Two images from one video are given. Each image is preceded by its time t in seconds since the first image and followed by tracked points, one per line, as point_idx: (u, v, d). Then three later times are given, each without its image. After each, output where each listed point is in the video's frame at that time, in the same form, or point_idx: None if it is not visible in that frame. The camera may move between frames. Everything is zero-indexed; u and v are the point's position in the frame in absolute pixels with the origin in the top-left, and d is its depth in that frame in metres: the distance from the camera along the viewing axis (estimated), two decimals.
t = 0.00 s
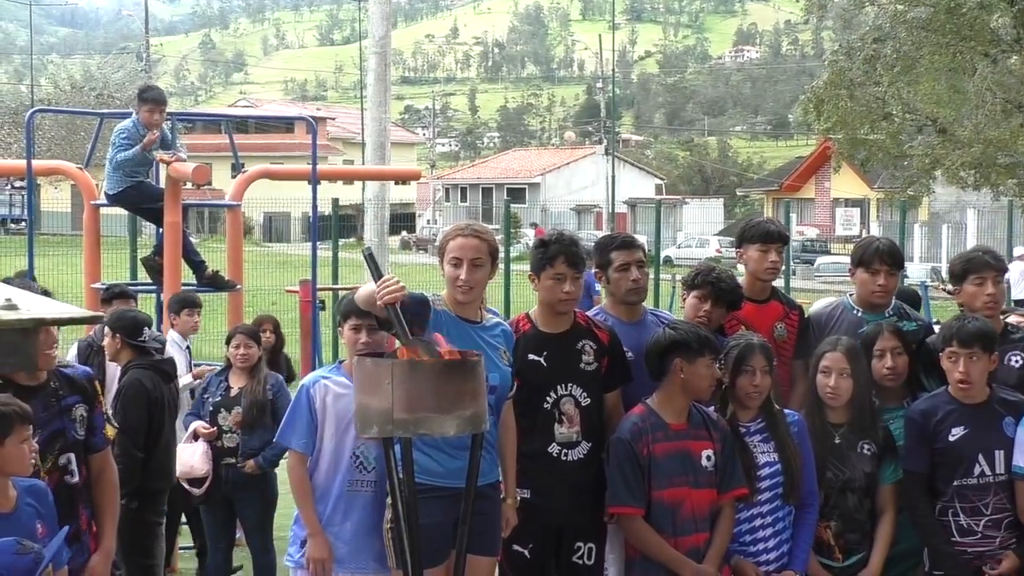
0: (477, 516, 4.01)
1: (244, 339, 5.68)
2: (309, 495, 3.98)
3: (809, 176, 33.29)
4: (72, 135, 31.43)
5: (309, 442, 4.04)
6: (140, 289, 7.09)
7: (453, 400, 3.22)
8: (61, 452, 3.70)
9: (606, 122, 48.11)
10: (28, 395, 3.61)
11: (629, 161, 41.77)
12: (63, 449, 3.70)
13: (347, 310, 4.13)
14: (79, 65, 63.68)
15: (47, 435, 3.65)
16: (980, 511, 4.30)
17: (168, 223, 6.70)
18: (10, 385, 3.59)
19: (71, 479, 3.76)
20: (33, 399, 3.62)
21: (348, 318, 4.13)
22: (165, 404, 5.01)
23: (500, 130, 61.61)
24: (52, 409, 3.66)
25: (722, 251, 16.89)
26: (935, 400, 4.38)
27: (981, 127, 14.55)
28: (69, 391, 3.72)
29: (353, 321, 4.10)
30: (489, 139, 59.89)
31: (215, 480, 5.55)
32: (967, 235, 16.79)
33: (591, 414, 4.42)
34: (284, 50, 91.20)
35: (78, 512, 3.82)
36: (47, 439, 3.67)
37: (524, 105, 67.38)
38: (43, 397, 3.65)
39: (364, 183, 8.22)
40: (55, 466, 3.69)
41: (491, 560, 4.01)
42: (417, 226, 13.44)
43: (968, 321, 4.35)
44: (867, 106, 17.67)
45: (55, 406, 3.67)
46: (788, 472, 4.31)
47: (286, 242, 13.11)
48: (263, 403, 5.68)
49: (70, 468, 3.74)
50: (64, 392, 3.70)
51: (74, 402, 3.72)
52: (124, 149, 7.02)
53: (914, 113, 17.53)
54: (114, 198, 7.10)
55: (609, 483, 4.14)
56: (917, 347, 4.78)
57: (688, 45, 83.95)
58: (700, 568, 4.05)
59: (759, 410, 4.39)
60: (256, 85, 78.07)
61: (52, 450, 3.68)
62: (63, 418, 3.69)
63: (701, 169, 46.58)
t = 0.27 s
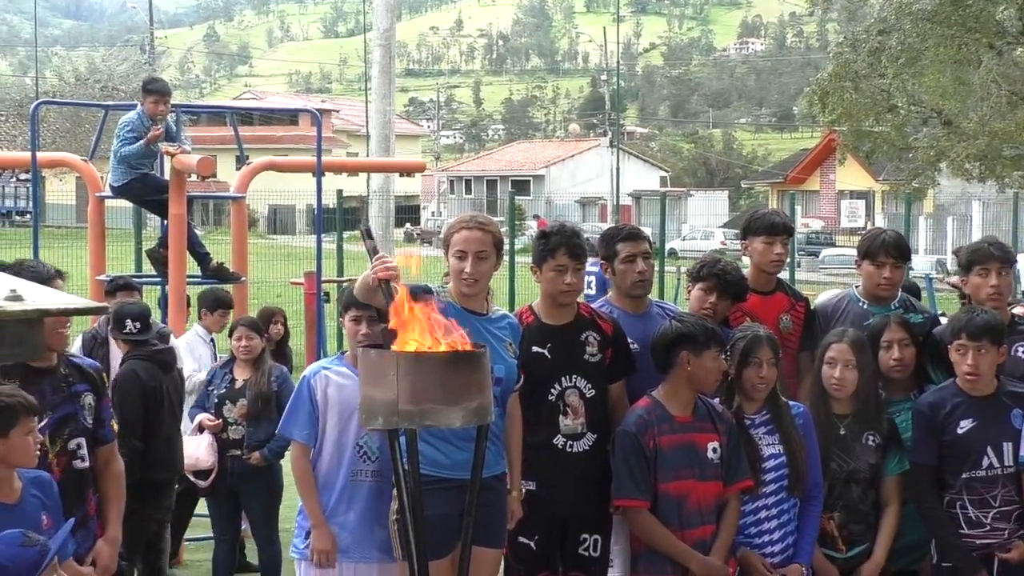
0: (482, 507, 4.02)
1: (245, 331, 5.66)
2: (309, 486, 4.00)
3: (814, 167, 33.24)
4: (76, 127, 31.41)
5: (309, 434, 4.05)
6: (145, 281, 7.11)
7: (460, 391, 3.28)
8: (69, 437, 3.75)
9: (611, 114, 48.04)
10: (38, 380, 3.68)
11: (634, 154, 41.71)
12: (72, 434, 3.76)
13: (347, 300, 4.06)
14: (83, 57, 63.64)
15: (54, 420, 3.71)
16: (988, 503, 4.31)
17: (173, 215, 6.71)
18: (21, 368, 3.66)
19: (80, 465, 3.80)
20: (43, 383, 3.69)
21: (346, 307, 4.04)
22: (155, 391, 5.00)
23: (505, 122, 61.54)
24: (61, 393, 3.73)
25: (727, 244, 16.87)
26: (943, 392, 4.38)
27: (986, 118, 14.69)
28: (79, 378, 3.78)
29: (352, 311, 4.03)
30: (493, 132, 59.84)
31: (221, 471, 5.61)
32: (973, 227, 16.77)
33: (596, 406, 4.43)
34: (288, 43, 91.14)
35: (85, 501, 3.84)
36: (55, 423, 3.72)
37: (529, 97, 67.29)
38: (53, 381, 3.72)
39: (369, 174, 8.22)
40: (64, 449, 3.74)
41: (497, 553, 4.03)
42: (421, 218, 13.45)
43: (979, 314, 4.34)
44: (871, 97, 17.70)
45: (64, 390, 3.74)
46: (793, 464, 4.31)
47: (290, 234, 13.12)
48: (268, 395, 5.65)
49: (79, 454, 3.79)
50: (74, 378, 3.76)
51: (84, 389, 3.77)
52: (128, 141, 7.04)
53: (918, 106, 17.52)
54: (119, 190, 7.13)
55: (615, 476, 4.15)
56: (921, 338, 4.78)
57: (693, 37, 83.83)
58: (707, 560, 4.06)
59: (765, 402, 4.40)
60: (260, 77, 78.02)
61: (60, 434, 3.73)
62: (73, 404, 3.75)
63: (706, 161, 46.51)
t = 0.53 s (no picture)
0: (485, 499, 4.03)
1: (245, 322, 5.67)
2: (293, 477, 4.03)
3: (818, 158, 33.19)
4: (79, 119, 31.42)
5: (293, 426, 4.09)
6: (148, 272, 7.11)
7: (462, 382, 3.28)
8: (77, 423, 3.74)
9: (614, 105, 47.97)
10: (46, 365, 3.68)
11: (637, 145, 41.66)
12: (80, 420, 3.75)
13: (334, 292, 4.07)
14: (86, 48, 63.60)
15: (62, 405, 3.70)
16: (992, 494, 4.30)
17: (175, 207, 6.70)
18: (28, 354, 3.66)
19: (88, 451, 3.79)
20: (52, 367, 3.68)
21: (332, 300, 4.09)
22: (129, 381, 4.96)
23: (508, 114, 61.48)
24: (69, 380, 3.72)
25: (731, 235, 16.86)
26: (948, 383, 4.38)
27: (990, 109, 14.48)
28: (87, 364, 3.78)
29: (339, 304, 4.08)
30: (496, 123, 59.81)
31: (224, 463, 5.62)
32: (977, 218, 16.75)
33: (599, 397, 4.43)
34: (291, 34, 91.10)
35: (92, 489, 3.84)
36: (62, 408, 3.71)
37: (532, 88, 67.23)
38: (61, 367, 3.71)
39: (373, 166, 8.22)
40: (72, 436, 3.73)
41: (501, 544, 4.03)
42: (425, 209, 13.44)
43: (983, 304, 4.33)
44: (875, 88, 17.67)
45: (71, 377, 3.73)
46: (796, 455, 4.32)
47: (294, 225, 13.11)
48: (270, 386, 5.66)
49: (86, 440, 3.78)
50: (82, 365, 3.77)
51: (91, 375, 3.77)
52: (131, 132, 7.03)
53: (922, 96, 17.44)
54: (122, 181, 7.12)
55: (619, 467, 4.15)
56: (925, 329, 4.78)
57: (697, 28, 83.70)
58: (712, 551, 4.07)
59: (768, 392, 4.40)
60: (264, 69, 77.96)
61: (68, 420, 3.72)
62: (81, 390, 3.75)
63: (709, 152, 46.45)
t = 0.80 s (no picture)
0: (487, 496, 4.04)
1: (248, 320, 5.69)
2: (280, 475, 4.04)
3: (820, 155, 33.17)
4: (81, 117, 31.42)
5: (282, 424, 4.09)
6: (149, 270, 7.11)
7: (464, 380, 3.29)
8: (82, 418, 3.73)
9: (616, 102, 47.95)
10: (52, 359, 3.67)
11: (639, 142, 41.64)
12: (85, 414, 3.74)
13: (327, 288, 4.10)
14: (88, 47, 63.59)
15: (66, 400, 3.69)
16: (995, 491, 4.29)
17: (178, 204, 6.70)
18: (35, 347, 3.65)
19: (92, 446, 3.79)
20: (57, 361, 3.68)
21: (325, 295, 4.12)
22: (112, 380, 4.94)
23: (510, 111, 61.45)
24: (75, 374, 3.71)
25: (733, 231, 16.86)
26: (951, 380, 4.37)
27: (992, 105, 14.59)
28: (94, 358, 3.77)
29: (332, 300, 4.10)
30: (499, 120, 59.78)
31: (225, 461, 5.62)
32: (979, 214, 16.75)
33: (600, 394, 4.43)
34: (293, 32, 91.11)
35: (97, 483, 3.83)
36: (68, 402, 3.71)
37: (534, 85, 67.20)
38: (67, 361, 3.70)
39: (375, 162, 8.21)
40: (76, 430, 3.72)
41: (503, 541, 4.03)
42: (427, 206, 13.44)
43: (985, 301, 4.33)
44: (877, 84, 17.65)
45: (78, 371, 3.72)
46: (799, 451, 4.32)
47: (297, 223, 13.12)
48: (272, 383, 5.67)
49: (90, 435, 3.77)
50: (89, 358, 3.76)
51: (98, 369, 3.76)
52: (133, 130, 7.03)
53: (924, 93, 17.33)
54: (124, 179, 7.12)
55: (622, 463, 4.15)
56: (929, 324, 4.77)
57: (699, 24, 83.64)
58: (716, 547, 4.06)
59: (771, 389, 4.40)
60: (266, 67, 77.97)
61: (73, 414, 3.72)
62: (87, 384, 3.74)
63: (711, 149, 46.42)
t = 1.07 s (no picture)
0: (489, 495, 4.04)
1: (249, 319, 5.70)
2: (286, 474, 4.03)
3: (822, 153, 33.13)
4: (83, 116, 31.46)
5: (286, 423, 4.08)
6: (151, 269, 7.11)
7: (465, 378, 3.29)
8: (83, 418, 3.73)
9: (618, 101, 47.91)
10: (53, 359, 3.67)
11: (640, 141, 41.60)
12: (86, 415, 3.74)
13: (325, 286, 4.11)
14: (89, 47, 63.61)
15: (67, 400, 3.69)
16: (997, 489, 4.28)
17: (179, 203, 6.70)
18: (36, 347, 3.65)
19: (93, 446, 3.78)
20: (58, 362, 3.67)
21: (322, 292, 4.12)
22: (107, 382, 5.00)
23: (512, 110, 61.42)
24: (76, 374, 3.71)
25: (735, 230, 16.86)
26: (952, 378, 4.37)
27: (994, 102, 14.49)
28: (95, 359, 3.77)
29: (330, 297, 4.10)
30: (500, 119, 59.78)
31: (226, 460, 5.61)
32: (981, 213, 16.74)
33: (601, 392, 4.43)
34: (294, 31, 91.13)
35: (97, 483, 3.83)
36: (69, 402, 3.71)
37: (535, 84, 67.18)
38: (68, 361, 3.70)
39: (376, 161, 8.21)
40: (77, 431, 3.71)
41: (505, 540, 4.03)
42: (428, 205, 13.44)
43: (987, 300, 4.32)
44: (879, 83, 17.63)
45: (79, 371, 3.72)
46: (802, 450, 4.31)
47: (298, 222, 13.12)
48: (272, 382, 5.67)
49: (91, 435, 3.77)
50: (90, 359, 3.75)
51: (99, 369, 3.76)
52: (134, 130, 7.03)
53: (926, 91, 17.33)
54: (125, 179, 7.12)
55: (623, 461, 4.15)
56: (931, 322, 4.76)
57: (700, 23, 83.59)
58: (717, 546, 4.06)
59: (774, 388, 4.39)
60: (268, 66, 78.02)
61: (74, 414, 3.71)
62: (88, 385, 3.74)
63: (713, 148, 46.38)
